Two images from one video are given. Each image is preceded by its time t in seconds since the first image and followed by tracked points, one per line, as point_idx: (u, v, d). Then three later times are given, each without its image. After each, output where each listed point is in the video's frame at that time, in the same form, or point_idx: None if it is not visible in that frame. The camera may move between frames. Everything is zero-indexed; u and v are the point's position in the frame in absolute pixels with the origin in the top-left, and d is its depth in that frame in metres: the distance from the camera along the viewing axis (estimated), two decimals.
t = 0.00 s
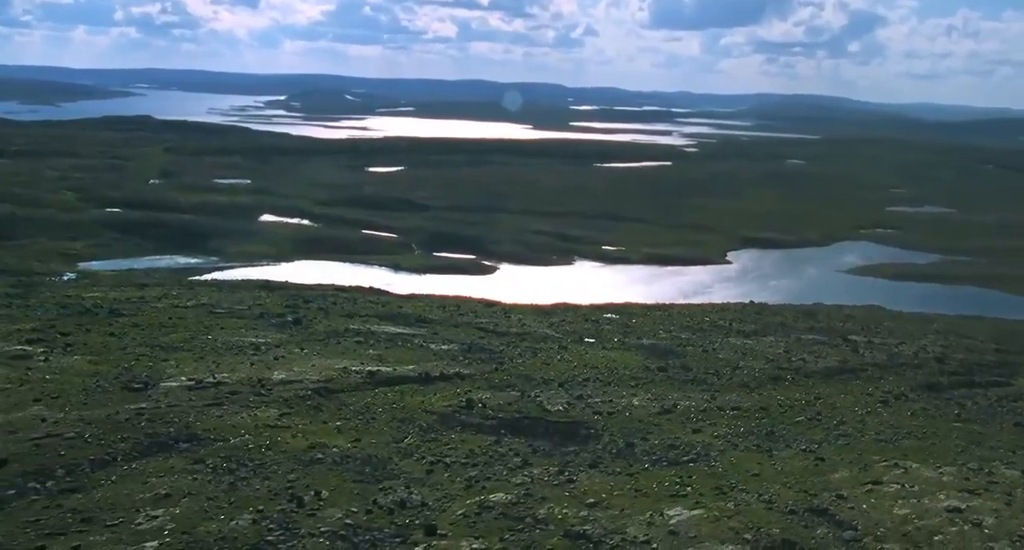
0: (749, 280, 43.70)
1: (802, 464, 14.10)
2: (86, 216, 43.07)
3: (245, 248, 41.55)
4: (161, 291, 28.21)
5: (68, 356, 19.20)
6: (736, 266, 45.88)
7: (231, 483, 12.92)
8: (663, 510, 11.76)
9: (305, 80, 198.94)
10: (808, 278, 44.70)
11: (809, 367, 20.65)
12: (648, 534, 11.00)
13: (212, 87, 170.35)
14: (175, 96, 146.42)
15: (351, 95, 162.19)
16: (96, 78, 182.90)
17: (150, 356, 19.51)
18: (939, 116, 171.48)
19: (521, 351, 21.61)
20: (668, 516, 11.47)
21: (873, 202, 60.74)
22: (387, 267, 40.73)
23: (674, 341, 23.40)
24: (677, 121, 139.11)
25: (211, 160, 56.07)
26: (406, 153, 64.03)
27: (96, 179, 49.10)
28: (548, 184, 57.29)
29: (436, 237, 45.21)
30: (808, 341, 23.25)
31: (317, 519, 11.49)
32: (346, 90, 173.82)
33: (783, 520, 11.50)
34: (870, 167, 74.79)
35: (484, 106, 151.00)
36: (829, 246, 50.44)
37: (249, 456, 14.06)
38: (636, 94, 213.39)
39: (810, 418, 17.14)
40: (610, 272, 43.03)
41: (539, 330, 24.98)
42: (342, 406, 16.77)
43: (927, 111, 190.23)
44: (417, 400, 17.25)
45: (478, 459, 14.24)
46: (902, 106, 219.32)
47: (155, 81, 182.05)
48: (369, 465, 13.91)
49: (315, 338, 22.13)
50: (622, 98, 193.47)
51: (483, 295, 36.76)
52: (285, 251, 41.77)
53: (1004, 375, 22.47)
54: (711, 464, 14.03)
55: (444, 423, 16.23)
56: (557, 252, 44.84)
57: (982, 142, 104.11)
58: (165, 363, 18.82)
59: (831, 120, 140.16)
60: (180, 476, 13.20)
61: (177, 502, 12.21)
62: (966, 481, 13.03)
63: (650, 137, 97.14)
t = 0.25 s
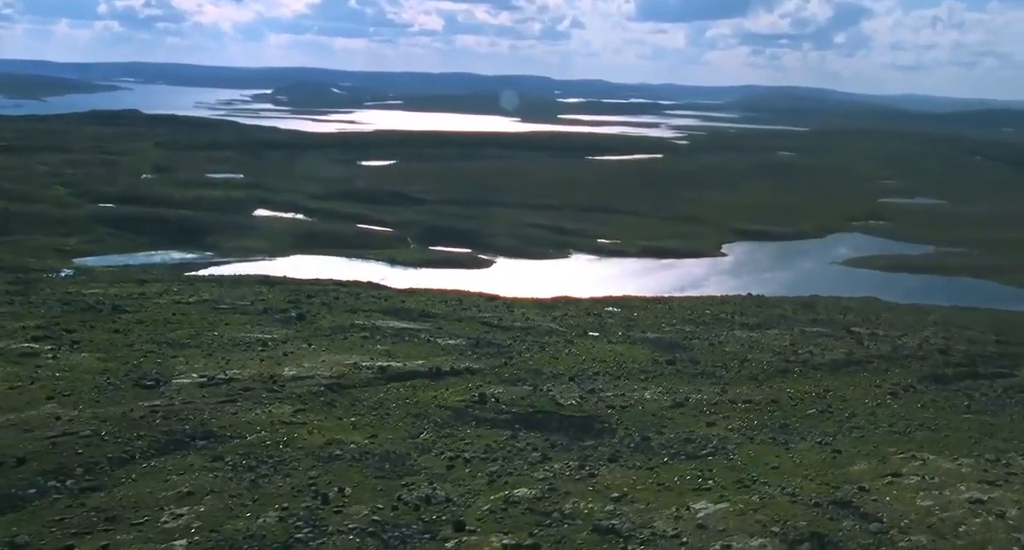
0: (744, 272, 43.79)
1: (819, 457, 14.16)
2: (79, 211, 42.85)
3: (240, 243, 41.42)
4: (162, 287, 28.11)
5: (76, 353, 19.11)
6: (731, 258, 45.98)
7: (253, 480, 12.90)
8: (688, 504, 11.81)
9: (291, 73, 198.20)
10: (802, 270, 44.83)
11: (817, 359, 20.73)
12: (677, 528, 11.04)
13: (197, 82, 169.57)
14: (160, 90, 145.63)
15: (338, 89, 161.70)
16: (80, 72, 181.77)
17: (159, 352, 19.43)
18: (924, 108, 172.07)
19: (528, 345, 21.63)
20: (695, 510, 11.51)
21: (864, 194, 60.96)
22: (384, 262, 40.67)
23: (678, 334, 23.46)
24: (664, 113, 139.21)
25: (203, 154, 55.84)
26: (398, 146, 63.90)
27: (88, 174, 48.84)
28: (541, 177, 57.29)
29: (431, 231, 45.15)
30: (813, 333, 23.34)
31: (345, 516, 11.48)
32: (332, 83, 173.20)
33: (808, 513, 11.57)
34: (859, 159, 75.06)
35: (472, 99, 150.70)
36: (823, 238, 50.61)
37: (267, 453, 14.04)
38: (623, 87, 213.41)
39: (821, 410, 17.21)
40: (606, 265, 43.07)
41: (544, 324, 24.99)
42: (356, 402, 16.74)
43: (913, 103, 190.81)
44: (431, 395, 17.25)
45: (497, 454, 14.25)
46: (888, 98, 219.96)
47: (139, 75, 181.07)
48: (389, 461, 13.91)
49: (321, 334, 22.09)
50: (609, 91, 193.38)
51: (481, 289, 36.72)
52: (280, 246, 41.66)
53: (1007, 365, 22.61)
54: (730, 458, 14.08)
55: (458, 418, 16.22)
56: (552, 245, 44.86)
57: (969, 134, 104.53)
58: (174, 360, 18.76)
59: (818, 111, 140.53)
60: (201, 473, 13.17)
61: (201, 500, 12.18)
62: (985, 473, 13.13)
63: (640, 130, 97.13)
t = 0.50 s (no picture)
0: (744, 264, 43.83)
1: (842, 449, 14.19)
2: (78, 207, 42.67)
3: (241, 237, 41.32)
4: (167, 283, 28.01)
5: (89, 350, 19.04)
6: (731, 250, 46.04)
7: (280, 477, 12.88)
8: (718, 497, 11.84)
9: (282, 67, 197.62)
10: (803, 262, 44.90)
11: (829, 351, 20.77)
12: (710, 521, 11.07)
13: (188, 76, 168.93)
14: (151, 84, 145.03)
15: (330, 82, 161.27)
16: (70, 66, 180.96)
17: (172, 348, 19.37)
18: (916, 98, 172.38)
19: (539, 339, 21.64)
20: (726, 504, 11.54)
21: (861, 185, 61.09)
22: (385, 256, 40.62)
23: (688, 327, 23.48)
24: (657, 105, 139.27)
25: (199, 149, 55.65)
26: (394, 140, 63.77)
27: (85, 169, 48.64)
28: (538, 170, 57.27)
29: (431, 225, 45.09)
30: (822, 325, 23.39)
31: (376, 512, 11.49)
32: (324, 77, 172.79)
33: (838, 505, 11.61)
34: (854, 150, 75.19)
35: (464, 91, 150.42)
36: (821, 230, 50.70)
37: (290, 448, 14.02)
38: (614, 79, 213.34)
39: (838, 402, 17.25)
40: (606, 258, 43.08)
41: (552, 317, 24.99)
42: (374, 397, 16.72)
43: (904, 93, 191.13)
44: (448, 390, 17.24)
45: (521, 449, 14.25)
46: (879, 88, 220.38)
47: (129, 69, 180.33)
48: (414, 456, 13.90)
49: (332, 328, 22.04)
50: (600, 83, 193.28)
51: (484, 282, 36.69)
52: (281, 240, 41.56)
53: (1016, 355, 22.70)
54: (753, 450, 14.10)
55: (478, 412, 16.21)
56: (552, 238, 44.85)
57: (962, 124, 104.80)
58: (188, 356, 18.69)
59: (810, 102, 140.72)
60: (226, 470, 13.15)
61: (230, 497, 12.16)
62: (1009, 464, 13.18)
63: (634, 122, 97.09)
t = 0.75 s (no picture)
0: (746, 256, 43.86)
1: (866, 441, 14.23)
2: (78, 202, 42.51)
3: (243, 232, 41.23)
4: (175, 279, 27.93)
5: (104, 347, 18.98)
6: (732, 243, 46.08)
7: (308, 473, 12.87)
8: (750, 490, 11.88)
9: (273, 60, 197.01)
10: (804, 254, 44.96)
11: (842, 344, 20.81)
12: (744, 515, 11.11)
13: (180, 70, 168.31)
14: (144, 79, 144.48)
15: (323, 75, 160.77)
16: (61, 61, 180.16)
17: (187, 345, 19.31)
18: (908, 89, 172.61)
19: (553, 333, 21.64)
20: (758, 498, 11.58)
21: (859, 176, 61.18)
22: (387, 250, 40.57)
23: (699, 320, 23.49)
24: (651, 97, 139.17)
25: (198, 144, 55.46)
26: (392, 134, 63.63)
27: (84, 164, 48.45)
28: (537, 163, 57.23)
29: (432, 219, 45.03)
30: (833, 318, 23.42)
31: (410, 508, 11.50)
32: (317, 70, 172.30)
33: (870, 497, 11.66)
34: (851, 141, 75.25)
35: (457, 85, 150.14)
36: (821, 221, 50.78)
37: (316, 445, 14.01)
38: (606, 71, 213.15)
39: (857, 394, 17.29)
40: (608, 251, 43.08)
41: (563, 311, 24.99)
42: (394, 393, 16.71)
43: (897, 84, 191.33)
44: (467, 385, 17.23)
45: (545, 443, 14.25)
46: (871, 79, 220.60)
47: (121, 63, 179.59)
48: (440, 451, 13.89)
49: (345, 324, 22.00)
50: (593, 75, 193.10)
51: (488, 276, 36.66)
52: (283, 235, 41.48)
53: None
54: (778, 444, 14.12)
55: (499, 407, 16.22)
56: (554, 231, 44.85)
57: (956, 115, 104.99)
58: (204, 353, 18.64)
59: (803, 94, 140.78)
60: (254, 467, 13.14)
61: (261, 494, 12.15)
62: None
63: (629, 114, 97.01)
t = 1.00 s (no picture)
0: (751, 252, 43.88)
1: (893, 437, 14.26)
2: (82, 201, 42.40)
3: (249, 230, 41.16)
4: (186, 277, 27.86)
5: (123, 346, 18.93)
6: (736, 238, 46.09)
7: (341, 472, 12.88)
8: (784, 487, 11.91)
9: (268, 58, 196.64)
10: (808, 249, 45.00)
11: (860, 339, 20.83)
12: (782, 511, 11.15)
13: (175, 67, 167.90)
14: (140, 77, 144.09)
15: (319, 72, 160.45)
16: (55, 59, 179.69)
17: (206, 345, 19.25)
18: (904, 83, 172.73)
19: (569, 330, 21.63)
20: (794, 494, 11.61)
21: (860, 171, 61.22)
22: (393, 247, 40.54)
23: (714, 316, 23.48)
24: (648, 93, 139.14)
25: (200, 142, 55.33)
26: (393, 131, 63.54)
27: (87, 163, 48.31)
28: (540, 159, 57.19)
29: (437, 216, 44.99)
30: (848, 313, 23.43)
31: (447, 507, 11.53)
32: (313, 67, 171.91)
33: (905, 492, 11.70)
34: (851, 136, 75.29)
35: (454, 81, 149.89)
36: (825, 216, 50.82)
37: (345, 444, 14.00)
38: (602, 67, 212.91)
39: (878, 390, 17.31)
40: (614, 247, 43.08)
41: (576, 308, 24.96)
42: (417, 391, 16.69)
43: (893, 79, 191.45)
44: (490, 383, 17.21)
45: (573, 441, 14.26)
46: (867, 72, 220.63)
47: (116, 61, 179.16)
48: (469, 449, 13.90)
49: (361, 322, 21.96)
50: (589, 71, 192.90)
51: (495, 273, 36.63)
52: (289, 233, 41.42)
53: None
54: (807, 440, 14.13)
55: (523, 405, 16.21)
56: (559, 228, 44.83)
57: (953, 109, 105.08)
58: (224, 352, 18.60)
59: (800, 89, 140.74)
60: (285, 466, 13.14)
61: (295, 494, 12.15)
62: None
63: (628, 110, 96.94)
